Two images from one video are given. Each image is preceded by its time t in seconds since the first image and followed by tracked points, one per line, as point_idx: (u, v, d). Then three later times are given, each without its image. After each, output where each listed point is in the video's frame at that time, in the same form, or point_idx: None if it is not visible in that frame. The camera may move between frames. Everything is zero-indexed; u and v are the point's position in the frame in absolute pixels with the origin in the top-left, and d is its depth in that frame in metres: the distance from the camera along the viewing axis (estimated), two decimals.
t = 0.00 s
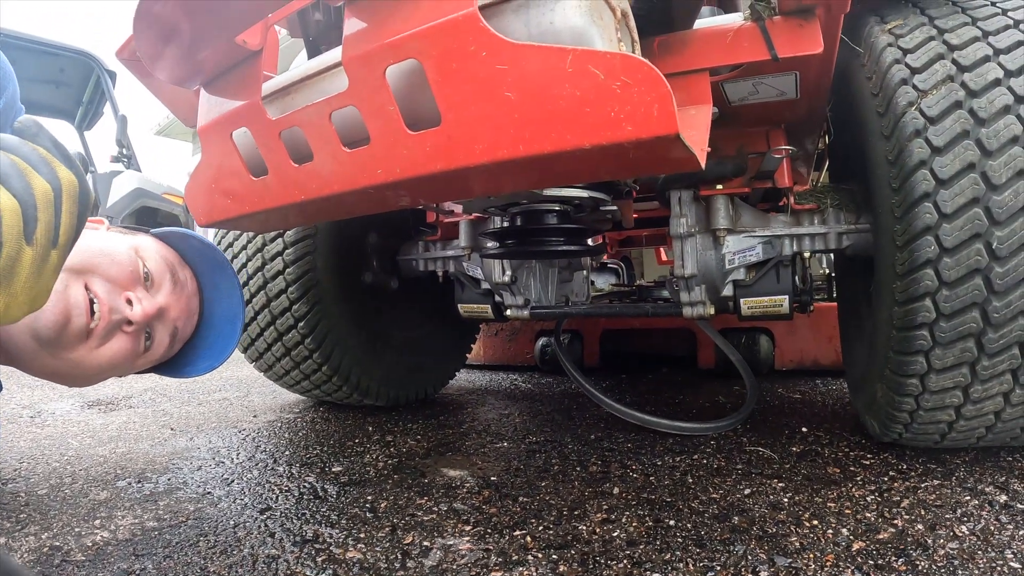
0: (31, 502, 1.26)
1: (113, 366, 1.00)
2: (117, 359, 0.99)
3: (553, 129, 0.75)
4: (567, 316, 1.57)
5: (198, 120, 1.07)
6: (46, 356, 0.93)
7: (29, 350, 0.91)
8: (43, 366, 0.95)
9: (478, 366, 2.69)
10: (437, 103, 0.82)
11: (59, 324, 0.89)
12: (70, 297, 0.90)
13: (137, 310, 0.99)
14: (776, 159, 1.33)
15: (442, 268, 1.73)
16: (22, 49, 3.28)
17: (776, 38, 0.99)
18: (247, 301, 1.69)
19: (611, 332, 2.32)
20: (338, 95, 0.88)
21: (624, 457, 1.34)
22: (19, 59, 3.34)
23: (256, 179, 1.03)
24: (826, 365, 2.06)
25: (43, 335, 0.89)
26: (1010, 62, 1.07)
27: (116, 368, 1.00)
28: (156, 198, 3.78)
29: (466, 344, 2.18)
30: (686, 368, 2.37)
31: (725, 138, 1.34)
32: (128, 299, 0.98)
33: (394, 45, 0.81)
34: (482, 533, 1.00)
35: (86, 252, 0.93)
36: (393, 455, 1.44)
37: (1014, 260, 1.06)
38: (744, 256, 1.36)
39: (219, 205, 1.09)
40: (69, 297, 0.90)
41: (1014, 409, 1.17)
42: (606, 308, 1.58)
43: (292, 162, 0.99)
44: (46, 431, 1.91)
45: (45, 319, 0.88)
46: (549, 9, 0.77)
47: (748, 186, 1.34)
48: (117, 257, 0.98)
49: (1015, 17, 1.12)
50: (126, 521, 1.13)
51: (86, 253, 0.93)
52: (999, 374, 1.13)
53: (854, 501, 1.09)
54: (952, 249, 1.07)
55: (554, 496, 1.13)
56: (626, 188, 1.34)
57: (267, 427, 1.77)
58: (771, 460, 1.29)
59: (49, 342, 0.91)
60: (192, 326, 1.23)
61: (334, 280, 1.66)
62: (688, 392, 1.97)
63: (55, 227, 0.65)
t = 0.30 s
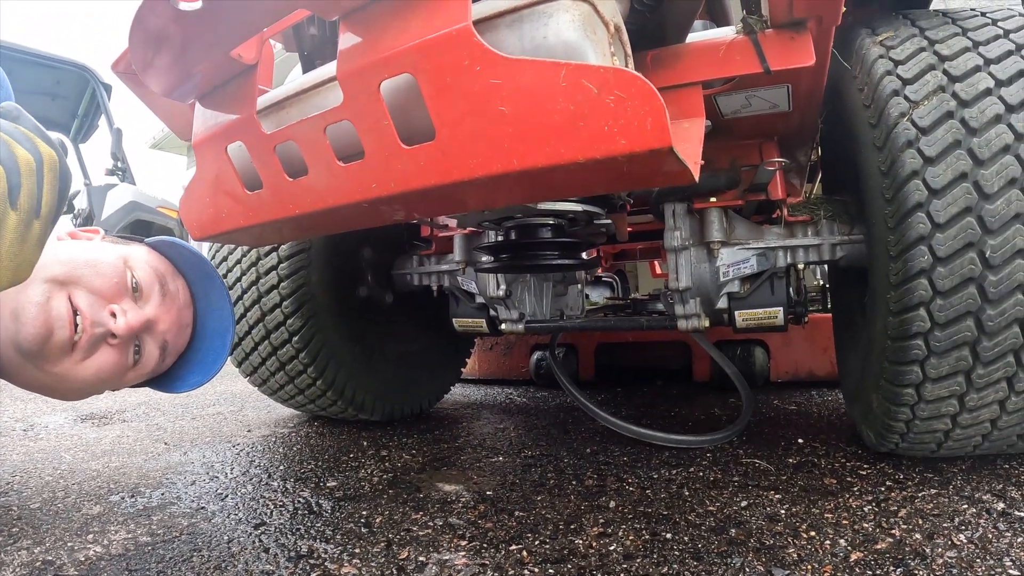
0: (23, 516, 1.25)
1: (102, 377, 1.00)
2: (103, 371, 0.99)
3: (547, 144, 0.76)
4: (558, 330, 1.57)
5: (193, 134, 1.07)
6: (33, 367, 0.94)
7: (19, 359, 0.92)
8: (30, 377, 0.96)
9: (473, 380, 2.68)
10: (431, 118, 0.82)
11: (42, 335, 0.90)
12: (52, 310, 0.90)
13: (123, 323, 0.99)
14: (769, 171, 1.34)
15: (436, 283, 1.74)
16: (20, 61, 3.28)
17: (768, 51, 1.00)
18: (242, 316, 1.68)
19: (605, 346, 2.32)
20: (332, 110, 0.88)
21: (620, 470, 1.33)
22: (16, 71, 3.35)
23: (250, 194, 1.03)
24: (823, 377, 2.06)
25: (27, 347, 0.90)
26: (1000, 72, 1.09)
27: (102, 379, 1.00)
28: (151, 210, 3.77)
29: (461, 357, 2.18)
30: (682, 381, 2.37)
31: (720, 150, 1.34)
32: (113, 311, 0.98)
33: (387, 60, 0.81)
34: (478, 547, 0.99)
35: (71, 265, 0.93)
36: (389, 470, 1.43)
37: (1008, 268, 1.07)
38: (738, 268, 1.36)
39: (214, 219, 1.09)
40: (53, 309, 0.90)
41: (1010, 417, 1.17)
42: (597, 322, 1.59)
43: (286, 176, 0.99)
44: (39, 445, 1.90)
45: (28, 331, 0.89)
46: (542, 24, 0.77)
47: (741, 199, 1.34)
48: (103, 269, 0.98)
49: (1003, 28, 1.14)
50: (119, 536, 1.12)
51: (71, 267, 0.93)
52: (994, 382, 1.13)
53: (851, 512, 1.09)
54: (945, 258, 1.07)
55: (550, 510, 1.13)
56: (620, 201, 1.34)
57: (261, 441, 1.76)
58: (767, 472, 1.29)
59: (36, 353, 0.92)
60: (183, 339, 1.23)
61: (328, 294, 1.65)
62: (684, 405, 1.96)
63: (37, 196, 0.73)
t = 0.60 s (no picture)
0: (16, 529, 1.24)
1: (112, 385, 0.99)
2: (117, 379, 0.98)
3: (542, 156, 0.76)
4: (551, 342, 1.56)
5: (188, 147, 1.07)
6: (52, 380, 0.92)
7: (37, 373, 0.91)
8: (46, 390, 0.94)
9: (468, 393, 2.67)
10: (426, 131, 0.82)
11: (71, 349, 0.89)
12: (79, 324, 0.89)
13: (141, 334, 0.99)
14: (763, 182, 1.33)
15: (431, 295, 1.74)
16: (15, 72, 3.29)
17: (761, 62, 1.01)
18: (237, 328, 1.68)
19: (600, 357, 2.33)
20: (327, 123, 0.88)
21: (616, 483, 1.33)
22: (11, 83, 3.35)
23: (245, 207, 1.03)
24: (818, 387, 2.06)
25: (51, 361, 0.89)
26: (991, 81, 1.10)
27: (111, 387, 0.99)
28: (146, 222, 3.77)
29: (456, 369, 2.17)
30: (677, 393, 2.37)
31: (714, 161, 1.36)
32: (131, 324, 0.98)
33: (382, 74, 0.82)
34: (474, 561, 0.98)
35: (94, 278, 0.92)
36: (384, 483, 1.42)
37: (1001, 275, 1.07)
38: (732, 279, 1.36)
39: (209, 231, 1.09)
40: (78, 323, 0.89)
41: (1006, 424, 1.17)
42: (591, 333, 1.59)
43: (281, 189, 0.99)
44: (32, 457, 1.88)
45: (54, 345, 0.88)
46: (537, 37, 0.77)
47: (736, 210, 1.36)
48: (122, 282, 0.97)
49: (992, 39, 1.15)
50: (113, 549, 1.11)
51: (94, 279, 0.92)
52: (990, 390, 1.13)
53: (848, 521, 1.09)
54: (939, 267, 1.08)
55: (546, 523, 1.12)
56: (614, 213, 1.34)
57: (256, 455, 1.75)
58: (764, 482, 1.29)
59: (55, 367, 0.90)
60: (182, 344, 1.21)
61: (323, 307, 1.65)
62: (680, 416, 1.96)
63: (57, 283, 0.68)
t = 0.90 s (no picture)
0: (11, 536, 1.23)
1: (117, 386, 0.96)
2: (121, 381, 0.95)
3: (539, 163, 0.76)
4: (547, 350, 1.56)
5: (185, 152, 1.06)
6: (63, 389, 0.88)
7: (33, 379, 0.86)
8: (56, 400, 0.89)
9: (466, 399, 2.67)
10: (422, 138, 0.82)
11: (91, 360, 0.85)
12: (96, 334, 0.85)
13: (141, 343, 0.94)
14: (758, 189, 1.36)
15: (428, 302, 1.74)
16: (11, 77, 3.29)
17: (758, 68, 1.01)
18: (234, 336, 1.68)
19: (597, 363, 2.33)
20: (324, 129, 0.88)
21: (614, 489, 1.33)
22: (8, 89, 3.35)
23: (242, 213, 1.03)
24: (815, 393, 2.07)
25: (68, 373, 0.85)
26: (987, 86, 1.10)
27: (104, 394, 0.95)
28: (143, 228, 3.76)
29: (454, 375, 2.17)
30: (674, 399, 2.37)
31: (711, 168, 1.35)
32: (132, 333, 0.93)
33: (378, 80, 0.82)
34: (472, 568, 0.98)
35: (106, 283, 0.88)
36: (381, 490, 1.42)
37: (998, 279, 1.08)
38: (729, 285, 1.36)
39: (205, 237, 1.08)
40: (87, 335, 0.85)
41: (1003, 428, 1.17)
42: (586, 342, 1.59)
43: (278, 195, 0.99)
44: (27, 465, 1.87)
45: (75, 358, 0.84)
46: (533, 44, 0.78)
47: (732, 216, 1.37)
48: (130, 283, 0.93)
49: (987, 44, 1.16)
50: (109, 556, 1.10)
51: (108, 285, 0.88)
52: (987, 393, 1.13)
53: (847, 526, 1.09)
54: (936, 272, 1.08)
55: (544, 529, 1.12)
56: (611, 220, 1.35)
57: (253, 462, 1.75)
58: (762, 488, 1.29)
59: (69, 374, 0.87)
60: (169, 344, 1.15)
61: (320, 314, 1.65)
62: (677, 422, 1.96)
63: (115, 439, 0.81)
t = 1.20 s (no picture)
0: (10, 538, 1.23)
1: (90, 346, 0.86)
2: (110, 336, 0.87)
3: (538, 165, 0.76)
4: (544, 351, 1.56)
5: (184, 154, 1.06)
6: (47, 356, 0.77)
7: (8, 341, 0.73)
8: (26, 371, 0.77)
9: (465, 401, 2.67)
10: (421, 140, 0.82)
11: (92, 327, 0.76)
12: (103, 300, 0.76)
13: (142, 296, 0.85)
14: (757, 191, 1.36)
15: (427, 304, 1.74)
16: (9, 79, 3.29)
17: (756, 70, 1.01)
18: (233, 337, 1.68)
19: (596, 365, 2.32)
20: (323, 132, 0.88)
21: (613, 491, 1.32)
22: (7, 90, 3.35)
23: (240, 215, 1.03)
24: (814, 395, 2.07)
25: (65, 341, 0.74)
26: (986, 87, 1.10)
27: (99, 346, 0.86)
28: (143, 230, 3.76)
29: (453, 377, 2.17)
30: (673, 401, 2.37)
31: (709, 170, 1.36)
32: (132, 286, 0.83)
33: (378, 83, 0.82)
34: (472, 570, 0.98)
35: (101, 241, 0.76)
36: (380, 493, 1.42)
37: (998, 280, 1.08)
38: (728, 287, 1.36)
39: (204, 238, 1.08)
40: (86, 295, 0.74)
41: (1002, 428, 1.18)
42: (585, 343, 1.59)
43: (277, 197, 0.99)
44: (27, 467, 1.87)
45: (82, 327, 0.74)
46: (532, 46, 0.78)
47: (732, 218, 1.38)
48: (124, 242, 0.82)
49: (986, 45, 1.16)
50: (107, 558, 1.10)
51: (111, 247, 0.77)
52: (987, 394, 1.13)
53: (846, 527, 1.09)
54: (935, 273, 1.08)
55: (543, 532, 1.12)
56: (610, 222, 1.35)
57: (252, 464, 1.74)
58: (761, 489, 1.29)
59: (58, 340, 0.75)
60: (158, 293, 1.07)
61: (319, 317, 1.65)
62: (676, 424, 1.96)
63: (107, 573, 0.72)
